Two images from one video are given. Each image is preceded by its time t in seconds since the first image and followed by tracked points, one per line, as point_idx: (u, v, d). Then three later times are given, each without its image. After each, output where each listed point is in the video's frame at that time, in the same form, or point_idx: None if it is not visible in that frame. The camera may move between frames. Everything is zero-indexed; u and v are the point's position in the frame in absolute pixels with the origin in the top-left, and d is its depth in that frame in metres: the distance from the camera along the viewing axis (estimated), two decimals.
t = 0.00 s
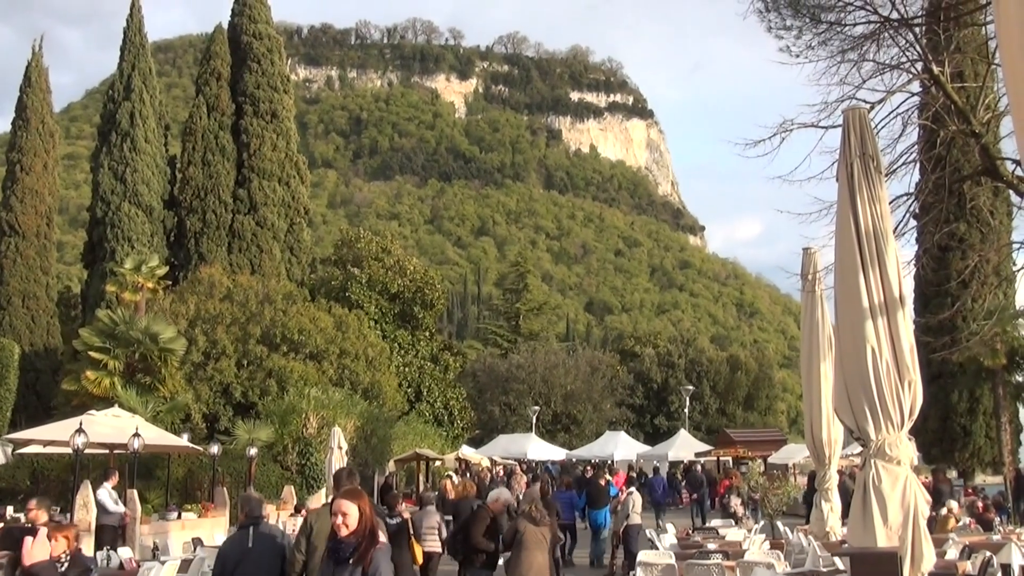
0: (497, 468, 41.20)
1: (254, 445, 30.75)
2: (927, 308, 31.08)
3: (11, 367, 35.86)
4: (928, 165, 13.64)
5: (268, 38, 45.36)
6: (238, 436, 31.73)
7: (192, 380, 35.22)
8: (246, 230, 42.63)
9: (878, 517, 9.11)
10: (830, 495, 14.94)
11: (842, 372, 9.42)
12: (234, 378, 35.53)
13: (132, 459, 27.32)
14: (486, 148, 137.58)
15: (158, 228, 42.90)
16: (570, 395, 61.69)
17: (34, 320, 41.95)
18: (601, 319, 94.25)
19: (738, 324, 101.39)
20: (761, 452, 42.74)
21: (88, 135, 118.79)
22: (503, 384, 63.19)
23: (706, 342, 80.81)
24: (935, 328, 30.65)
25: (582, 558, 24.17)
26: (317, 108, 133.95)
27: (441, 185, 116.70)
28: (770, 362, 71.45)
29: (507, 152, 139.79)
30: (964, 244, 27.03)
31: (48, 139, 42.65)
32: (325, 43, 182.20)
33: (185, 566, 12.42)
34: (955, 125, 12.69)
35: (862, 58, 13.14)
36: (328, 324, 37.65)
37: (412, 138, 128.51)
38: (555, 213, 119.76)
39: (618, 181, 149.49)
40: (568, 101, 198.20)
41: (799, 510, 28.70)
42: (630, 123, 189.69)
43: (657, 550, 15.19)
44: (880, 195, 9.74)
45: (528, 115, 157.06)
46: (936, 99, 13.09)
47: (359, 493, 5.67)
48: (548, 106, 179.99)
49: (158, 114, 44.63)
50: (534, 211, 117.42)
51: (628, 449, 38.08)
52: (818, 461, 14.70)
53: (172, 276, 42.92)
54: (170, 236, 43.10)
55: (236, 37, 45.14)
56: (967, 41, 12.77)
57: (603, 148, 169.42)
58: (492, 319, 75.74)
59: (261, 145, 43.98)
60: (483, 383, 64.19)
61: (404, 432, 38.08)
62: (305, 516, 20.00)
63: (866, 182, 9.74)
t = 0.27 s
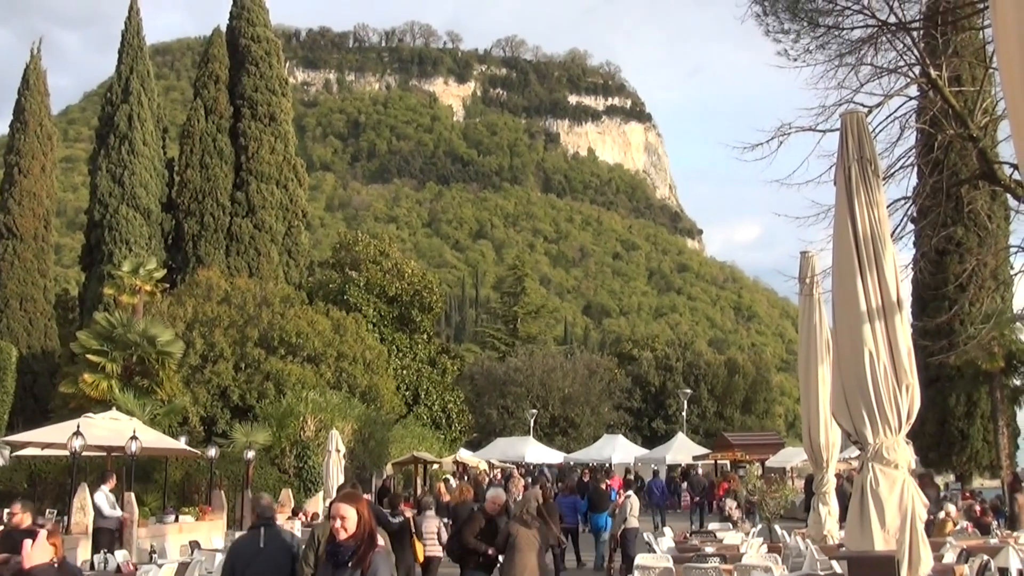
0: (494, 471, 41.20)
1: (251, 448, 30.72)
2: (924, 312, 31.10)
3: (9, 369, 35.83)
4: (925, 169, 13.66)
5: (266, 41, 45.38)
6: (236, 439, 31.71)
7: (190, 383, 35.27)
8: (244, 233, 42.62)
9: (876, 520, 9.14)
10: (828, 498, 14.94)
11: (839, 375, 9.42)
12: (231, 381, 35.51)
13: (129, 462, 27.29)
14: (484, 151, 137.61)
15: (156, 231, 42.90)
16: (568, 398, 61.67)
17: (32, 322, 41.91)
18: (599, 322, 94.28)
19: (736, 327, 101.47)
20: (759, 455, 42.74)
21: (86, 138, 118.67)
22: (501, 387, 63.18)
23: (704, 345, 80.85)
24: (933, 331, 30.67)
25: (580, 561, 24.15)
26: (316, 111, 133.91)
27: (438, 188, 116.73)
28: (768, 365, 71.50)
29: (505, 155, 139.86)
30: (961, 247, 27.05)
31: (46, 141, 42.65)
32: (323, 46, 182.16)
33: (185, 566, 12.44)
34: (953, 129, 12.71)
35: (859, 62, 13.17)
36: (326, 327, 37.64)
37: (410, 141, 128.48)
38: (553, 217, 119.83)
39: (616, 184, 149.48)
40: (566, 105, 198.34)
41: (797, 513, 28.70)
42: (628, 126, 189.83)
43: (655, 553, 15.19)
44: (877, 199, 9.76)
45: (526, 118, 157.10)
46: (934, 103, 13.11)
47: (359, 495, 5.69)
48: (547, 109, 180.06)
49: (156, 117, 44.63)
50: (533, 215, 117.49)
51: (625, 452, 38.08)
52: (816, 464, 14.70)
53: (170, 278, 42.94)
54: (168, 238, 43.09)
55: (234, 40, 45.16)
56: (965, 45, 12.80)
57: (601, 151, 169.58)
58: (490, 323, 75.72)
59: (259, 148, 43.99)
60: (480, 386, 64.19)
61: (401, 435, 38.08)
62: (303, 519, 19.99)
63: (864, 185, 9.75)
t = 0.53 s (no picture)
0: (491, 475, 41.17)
1: (248, 452, 30.69)
2: (921, 316, 31.10)
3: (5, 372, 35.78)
4: (923, 174, 13.66)
5: (264, 44, 45.39)
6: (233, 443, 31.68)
7: (186, 387, 35.24)
8: (242, 236, 42.60)
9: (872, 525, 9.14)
10: (825, 502, 14.92)
11: (836, 380, 9.42)
12: (228, 385, 35.48)
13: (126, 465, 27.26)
14: (481, 155, 137.61)
15: (154, 234, 42.87)
16: (565, 403, 61.63)
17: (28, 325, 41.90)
18: (596, 326, 94.27)
19: (733, 332, 101.50)
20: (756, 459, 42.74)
21: (83, 141, 118.49)
22: (498, 391, 63.16)
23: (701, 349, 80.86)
24: (929, 336, 30.68)
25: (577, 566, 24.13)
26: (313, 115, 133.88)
27: (436, 192, 116.71)
28: (765, 369, 71.50)
29: (503, 159, 139.91)
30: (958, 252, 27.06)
31: (43, 144, 42.64)
32: (321, 49, 182.11)
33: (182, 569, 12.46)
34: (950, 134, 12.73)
35: (857, 67, 13.17)
36: (323, 331, 37.63)
37: (407, 144, 128.44)
38: (550, 221, 119.86)
39: (613, 188, 149.53)
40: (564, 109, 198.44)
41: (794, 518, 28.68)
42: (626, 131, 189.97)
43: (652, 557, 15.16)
44: (875, 203, 9.76)
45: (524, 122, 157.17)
46: (931, 107, 13.12)
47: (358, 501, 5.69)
48: (544, 113, 180.15)
49: (153, 120, 44.61)
50: (530, 218, 117.53)
51: (622, 456, 38.06)
52: (812, 469, 14.68)
53: (167, 282, 42.93)
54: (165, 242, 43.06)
55: (232, 43, 45.16)
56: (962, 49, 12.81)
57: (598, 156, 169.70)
58: (487, 327, 75.67)
59: (257, 151, 43.99)
60: (477, 390, 64.16)
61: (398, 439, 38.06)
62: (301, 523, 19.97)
63: (862, 189, 9.75)
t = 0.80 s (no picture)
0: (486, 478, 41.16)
1: (242, 454, 30.66)
2: (915, 321, 31.15)
3: None
4: (917, 179, 13.69)
5: (259, 47, 45.37)
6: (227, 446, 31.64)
7: (181, 389, 35.19)
8: (237, 238, 42.56)
9: (867, 529, 9.16)
10: (819, 506, 14.92)
11: (830, 384, 9.42)
12: (223, 387, 35.44)
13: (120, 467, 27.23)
14: (477, 158, 137.60)
15: (148, 236, 42.83)
16: (560, 406, 61.63)
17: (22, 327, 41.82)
18: (591, 329, 94.28)
19: (728, 336, 101.63)
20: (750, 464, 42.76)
21: (78, 142, 118.22)
22: (493, 395, 63.14)
23: (696, 354, 80.92)
24: (924, 340, 30.72)
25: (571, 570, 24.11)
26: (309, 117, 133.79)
27: (431, 195, 116.66)
28: (760, 373, 71.57)
29: (498, 162, 139.90)
30: (953, 256, 27.08)
31: (38, 146, 42.58)
32: (316, 52, 181.96)
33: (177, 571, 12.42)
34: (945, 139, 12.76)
35: (852, 72, 13.20)
36: (318, 333, 37.62)
37: (402, 147, 128.34)
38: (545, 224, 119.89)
39: (608, 192, 149.54)
40: (559, 112, 198.59)
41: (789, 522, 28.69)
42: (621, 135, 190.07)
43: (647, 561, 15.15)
44: (870, 208, 9.78)
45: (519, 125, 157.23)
46: (926, 113, 13.15)
47: (351, 505, 5.68)
48: (540, 117, 180.23)
49: (148, 122, 44.57)
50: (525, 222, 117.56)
51: (616, 460, 38.05)
52: (807, 473, 14.68)
53: (162, 284, 42.89)
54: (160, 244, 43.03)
55: (227, 46, 45.15)
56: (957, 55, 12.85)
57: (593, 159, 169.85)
58: (482, 330, 75.63)
59: (252, 154, 43.97)
60: (472, 394, 64.14)
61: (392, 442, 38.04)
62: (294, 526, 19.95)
63: (856, 193, 9.77)
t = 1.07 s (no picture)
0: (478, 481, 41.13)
1: (235, 457, 30.61)
2: (908, 324, 31.18)
3: None
4: (911, 183, 13.70)
5: (254, 48, 45.35)
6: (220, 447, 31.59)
7: (174, 391, 35.12)
8: (231, 240, 42.51)
9: (860, 533, 9.18)
10: (812, 509, 14.91)
11: (824, 388, 9.43)
12: (216, 389, 35.37)
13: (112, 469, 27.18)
14: (471, 161, 137.61)
15: (142, 238, 42.78)
16: (553, 409, 61.61)
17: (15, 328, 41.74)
18: (585, 332, 94.28)
19: (721, 339, 101.75)
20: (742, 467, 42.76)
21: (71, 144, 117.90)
22: (486, 398, 63.09)
23: (689, 357, 80.99)
24: (916, 344, 30.76)
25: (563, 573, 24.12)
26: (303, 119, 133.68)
27: (425, 197, 116.61)
28: (753, 377, 71.61)
29: (492, 165, 139.90)
30: (946, 260, 27.13)
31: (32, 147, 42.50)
32: (311, 54, 181.77)
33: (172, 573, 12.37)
34: (938, 143, 12.78)
35: (846, 76, 13.22)
36: (311, 335, 37.59)
37: (397, 149, 128.32)
38: (539, 227, 119.92)
39: (602, 195, 149.60)
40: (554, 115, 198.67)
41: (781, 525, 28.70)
42: (615, 138, 190.21)
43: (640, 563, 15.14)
44: (863, 211, 9.80)
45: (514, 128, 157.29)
46: (920, 117, 13.16)
47: (336, 506, 5.67)
48: (534, 119, 180.28)
49: (142, 123, 44.51)
50: (519, 224, 117.60)
51: (609, 463, 38.04)
52: (800, 476, 14.68)
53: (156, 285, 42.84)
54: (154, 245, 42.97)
55: (222, 47, 45.11)
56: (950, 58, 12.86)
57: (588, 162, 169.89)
58: (475, 333, 75.58)
59: (246, 155, 43.95)
60: (466, 396, 64.11)
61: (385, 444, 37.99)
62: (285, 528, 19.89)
63: (850, 197, 9.79)
